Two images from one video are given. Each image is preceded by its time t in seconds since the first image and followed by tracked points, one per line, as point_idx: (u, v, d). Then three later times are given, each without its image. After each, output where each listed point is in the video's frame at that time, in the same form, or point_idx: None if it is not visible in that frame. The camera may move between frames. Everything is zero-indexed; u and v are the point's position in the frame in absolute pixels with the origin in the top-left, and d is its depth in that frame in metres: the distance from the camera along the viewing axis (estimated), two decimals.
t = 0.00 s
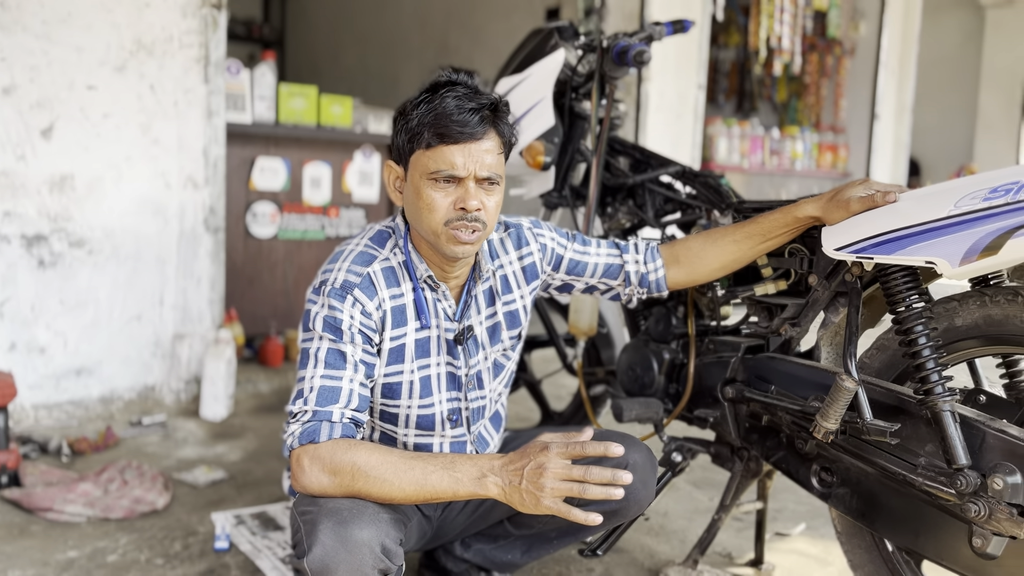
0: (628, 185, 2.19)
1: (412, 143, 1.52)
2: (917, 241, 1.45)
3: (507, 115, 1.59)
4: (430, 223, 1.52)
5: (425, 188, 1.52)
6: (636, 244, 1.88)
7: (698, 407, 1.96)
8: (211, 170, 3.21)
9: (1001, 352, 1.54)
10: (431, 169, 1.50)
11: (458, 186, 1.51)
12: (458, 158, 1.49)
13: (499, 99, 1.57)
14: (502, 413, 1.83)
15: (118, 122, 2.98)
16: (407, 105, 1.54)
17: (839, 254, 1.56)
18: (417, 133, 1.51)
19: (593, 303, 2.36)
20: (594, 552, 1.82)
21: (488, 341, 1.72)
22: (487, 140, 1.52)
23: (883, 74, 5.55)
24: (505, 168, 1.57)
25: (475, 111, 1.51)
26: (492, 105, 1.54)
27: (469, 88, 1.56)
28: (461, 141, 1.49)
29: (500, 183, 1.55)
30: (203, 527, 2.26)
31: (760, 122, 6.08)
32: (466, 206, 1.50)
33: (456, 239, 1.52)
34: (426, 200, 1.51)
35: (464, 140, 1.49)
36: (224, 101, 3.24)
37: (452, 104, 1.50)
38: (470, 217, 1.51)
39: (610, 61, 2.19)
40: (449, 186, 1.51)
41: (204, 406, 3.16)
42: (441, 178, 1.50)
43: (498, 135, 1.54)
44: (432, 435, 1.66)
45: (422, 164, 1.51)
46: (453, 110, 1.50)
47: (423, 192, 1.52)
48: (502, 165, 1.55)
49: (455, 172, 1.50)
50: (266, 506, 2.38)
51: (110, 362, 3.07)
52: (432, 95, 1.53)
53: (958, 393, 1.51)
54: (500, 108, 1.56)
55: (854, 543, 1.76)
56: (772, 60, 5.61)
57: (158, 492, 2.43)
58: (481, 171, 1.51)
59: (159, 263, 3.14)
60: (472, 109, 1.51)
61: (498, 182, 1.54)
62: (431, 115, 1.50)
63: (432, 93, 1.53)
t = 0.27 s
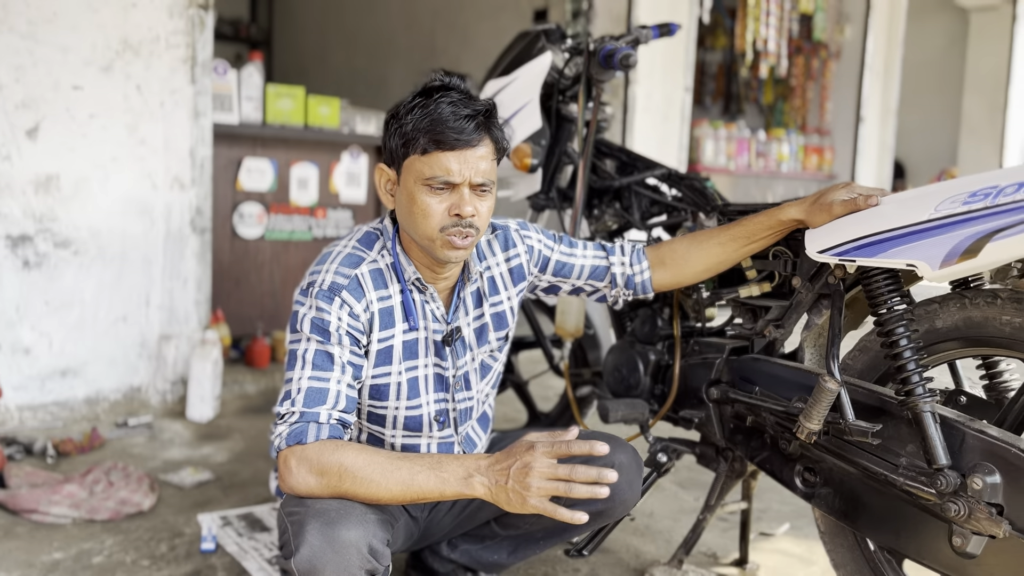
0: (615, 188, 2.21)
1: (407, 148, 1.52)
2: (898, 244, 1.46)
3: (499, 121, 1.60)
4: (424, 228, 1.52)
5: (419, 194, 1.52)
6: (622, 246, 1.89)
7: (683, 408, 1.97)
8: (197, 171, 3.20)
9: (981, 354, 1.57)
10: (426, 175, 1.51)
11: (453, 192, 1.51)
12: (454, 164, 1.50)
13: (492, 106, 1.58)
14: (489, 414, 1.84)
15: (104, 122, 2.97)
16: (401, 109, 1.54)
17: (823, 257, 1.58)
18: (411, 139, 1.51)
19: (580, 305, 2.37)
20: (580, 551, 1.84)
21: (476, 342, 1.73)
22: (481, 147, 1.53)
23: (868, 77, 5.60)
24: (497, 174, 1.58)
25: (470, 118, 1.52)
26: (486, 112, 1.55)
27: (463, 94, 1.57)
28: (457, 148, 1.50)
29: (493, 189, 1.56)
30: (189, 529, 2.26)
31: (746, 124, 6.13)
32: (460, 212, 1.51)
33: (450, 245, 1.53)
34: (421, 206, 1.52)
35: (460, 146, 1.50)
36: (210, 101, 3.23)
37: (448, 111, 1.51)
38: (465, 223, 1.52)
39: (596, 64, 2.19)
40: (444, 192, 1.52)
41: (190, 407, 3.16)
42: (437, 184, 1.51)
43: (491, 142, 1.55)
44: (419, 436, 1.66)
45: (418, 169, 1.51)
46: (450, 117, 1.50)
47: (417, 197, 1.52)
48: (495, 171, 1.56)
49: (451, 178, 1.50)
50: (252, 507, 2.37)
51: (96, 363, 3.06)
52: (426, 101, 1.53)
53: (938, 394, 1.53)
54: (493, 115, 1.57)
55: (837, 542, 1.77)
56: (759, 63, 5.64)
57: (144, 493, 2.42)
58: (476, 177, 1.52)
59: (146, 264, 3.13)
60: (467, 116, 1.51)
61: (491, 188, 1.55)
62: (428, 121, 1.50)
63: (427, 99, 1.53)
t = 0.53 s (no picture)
0: (601, 190, 2.22)
1: (397, 153, 1.53)
2: (878, 248, 1.48)
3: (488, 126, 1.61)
4: (413, 233, 1.53)
5: (408, 198, 1.53)
6: (607, 249, 1.91)
7: (668, 410, 1.99)
8: (184, 172, 3.20)
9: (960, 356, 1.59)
10: (416, 180, 1.52)
11: (442, 197, 1.52)
12: (443, 169, 1.51)
13: (481, 111, 1.59)
14: (475, 416, 1.85)
15: (89, 123, 2.96)
16: (391, 114, 1.55)
17: (805, 260, 1.60)
18: (401, 144, 1.52)
19: (565, 307, 2.38)
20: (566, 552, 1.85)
21: (462, 345, 1.74)
22: (471, 153, 1.54)
23: (853, 80, 5.69)
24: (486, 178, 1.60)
25: (461, 124, 1.53)
26: (476, 117, 1.56)
27: (453, 99, 1.58)
28: (446, 153, 1.51)
29: (482, 194, 1.57)
30: (175, 531, 2.26)
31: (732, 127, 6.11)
32: (449, 217, 1.52)
33: (438, 249, 1.54)
34: (410, 210, 1.53)
35: (450, 152, 1.51)
36: (197, 103, 3.23)
37: (438, 116, 1.52)
38: (454, 228, 1.53)
39: (582, 68, 2.21)
40: (433, 197, 1.52)
41: (176, 409, 3.15)
42: (426, 188, 1.52)
43: (481, 147, 1.56)
44: (405, 438, 1.67)
45: (407, 174, 1.52)
46: (440, 122, 1.51)
47: (407, 202, 1.53)
48: (484, 177, 1.57)
49: (440, 184, 1.51)
50: (238, 509, 2.37)
51: (81, 364, 3.05)
52: (416, 106, 1.54)
53: (918, 396, 1.55)
54: (483, 120, 1.58)
55: (819, 542, 1.78)
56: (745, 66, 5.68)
57: (129, 495, 2.42)
58: (465, 183, 1.53)
59: (131, 265, 3.12)
60: (458, 121, 1.52)
61: (480, 193, 1.56)
62: (418, 126, 1.51)
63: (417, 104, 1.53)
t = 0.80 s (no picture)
0: (587, 194, 2.24)
1: (387, 159, 1.54)
2: (859, 252, 1.50)
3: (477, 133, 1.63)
4: (402, 239, 1.54)
5: (398, 204, 1.54)
6: (593, 252, 1.92)
7: (653, 411, 2.01)
8: (171, 174, 3.19)
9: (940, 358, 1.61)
10: (406, 187, 1.52)
11: (432, 204, 1.54)
12: (433, 176, 1.52)
13: (470, 118, 1.60)
14: (462, 418, 1.86)
15: (75, 125, 2.95)
16: (381, 120, 1.55)
17: (788, 264, 1.63)
18: (392, 150, 1.53)
19: (553, 309, 2.40)
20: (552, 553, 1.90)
21: (449, 347, 1.75)
22: (461, 160, 1.55)
23: (839, 84, 5.73)
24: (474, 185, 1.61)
25: (451, 132, 1.54)
26: (465, 125, 1.57)
27: (443, 105, 1.59)
28: (437, 161, 1.52)
29: (470, 200, 1.59)
30: (161, 533, 2.25)
31: (720, 131, 6.08)
32: (439, 223, 1.53)
33: (427, 255, 1.55)
34: (399, 216, 1.54)
35: (440, 159, 1.52)
36: (184, 104, 3.22)
37: (429, 124, 1.53)
38: (443, 235, 1.54)
39: (569, 73, 2.23)
40: (423, 203, 1.53)
41: (162, 412, 3.14)
42: (416, 195, 1.53)
43: (470, 154, 1.58)
44: (392, 440, 1.67)
45: (398, 181, 1.53)
46: (431, 129, 1.52)
47: (396, 208, 1.54)
48: (473, 183, 1.59)
49: (430, 191, 1.52)
50: (225, 511, 2.37)
51: (66, 367, 3.03)
52: (407, 112, 1.55)
53: (899, 398, 1.57)
54: (472, 127, 1.59)
55: (801, 543, 1.80)
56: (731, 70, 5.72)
57: (115, 498, 2.41)
58: (455, 190, 1.54)
59: (117, 267, 3.11)
60: (448, 129, 1.54)
61: (469, 199, 1.58)
62: (409, 133, 1.52)
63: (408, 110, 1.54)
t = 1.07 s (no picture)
0: (574, 198, 2.25)
1: (374, 163, 1.55)
2: (843, 256, 1.52)
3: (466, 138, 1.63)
4: (389, 242, 1.55)
5: (385, 208, 1.55)
6: (580, 255, 1.93)
7: (639, 414, 2.03)
8: (159, 177, 3.19)
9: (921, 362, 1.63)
10: (392, 191, 1.54)
11: (418, 208, 1.54)
12: (419, 180, 1.53)
13: (460, 122, 1.61)
14: (450, 420, 1.87)
15: (63, 127, 2.95)
16: (370, 123, 1.56)
17: (772, 268, 1.64)
18: (379, 154, 1.54)
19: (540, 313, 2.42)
20: (537, 555, 2.09)
21: (437, 350, 1.76)
22: (448, 164, 1.56)
23: (825, 89, 5.76)
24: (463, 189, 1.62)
25: (438, 136, 1.55)
26: (454, 129, 1.58)
27: (432, 110, 1.60)
28: (423, 165, 1.53)
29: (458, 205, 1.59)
30: (148, 536, 2.25)
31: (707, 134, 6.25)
32: (425, 227, 1.54)
33: (414, 259, 1.56)
34: (386, 220, 1.55)
35: (427, 163, 1.53)
36: (172, 107, 3.22)
37: (416, 128, 1.54)
38: (429, 238, 1.55)
39: (556, 78, 2.25)
40: (410, 207, 1.54)
41: (149, 414, 3.14)
42: (403, 199, 1.54)
43: (458, 159, 1.58)
44: (380, 443, 1.68)
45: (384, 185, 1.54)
46: (418, 134, 1.53)
47: (383, 211, 1.55)
48: (461, 188, 1.59)
49: (416, 195, 1.53)
50: (212, 514, 2.37)
51: (53, 369, 3.02)
52: (395, 117, 1.56)
53: (881, 401, 1.59)
54: (461, 131, 1.60)
55: (785, 544, 1.82)
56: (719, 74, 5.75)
57: (102, 500, 2.41)
58: (441, 194, 1.55)
59: (105, 269, 3.11)
60: (435, 133, 1.54)
61: (456, 204, 1.58)
62: (396, 138, 1.53)
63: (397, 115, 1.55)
